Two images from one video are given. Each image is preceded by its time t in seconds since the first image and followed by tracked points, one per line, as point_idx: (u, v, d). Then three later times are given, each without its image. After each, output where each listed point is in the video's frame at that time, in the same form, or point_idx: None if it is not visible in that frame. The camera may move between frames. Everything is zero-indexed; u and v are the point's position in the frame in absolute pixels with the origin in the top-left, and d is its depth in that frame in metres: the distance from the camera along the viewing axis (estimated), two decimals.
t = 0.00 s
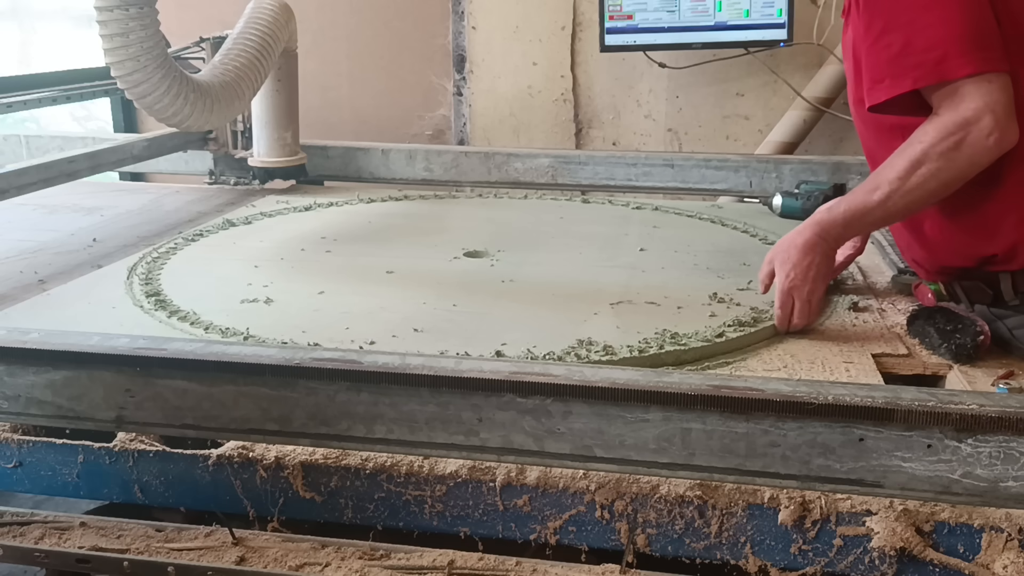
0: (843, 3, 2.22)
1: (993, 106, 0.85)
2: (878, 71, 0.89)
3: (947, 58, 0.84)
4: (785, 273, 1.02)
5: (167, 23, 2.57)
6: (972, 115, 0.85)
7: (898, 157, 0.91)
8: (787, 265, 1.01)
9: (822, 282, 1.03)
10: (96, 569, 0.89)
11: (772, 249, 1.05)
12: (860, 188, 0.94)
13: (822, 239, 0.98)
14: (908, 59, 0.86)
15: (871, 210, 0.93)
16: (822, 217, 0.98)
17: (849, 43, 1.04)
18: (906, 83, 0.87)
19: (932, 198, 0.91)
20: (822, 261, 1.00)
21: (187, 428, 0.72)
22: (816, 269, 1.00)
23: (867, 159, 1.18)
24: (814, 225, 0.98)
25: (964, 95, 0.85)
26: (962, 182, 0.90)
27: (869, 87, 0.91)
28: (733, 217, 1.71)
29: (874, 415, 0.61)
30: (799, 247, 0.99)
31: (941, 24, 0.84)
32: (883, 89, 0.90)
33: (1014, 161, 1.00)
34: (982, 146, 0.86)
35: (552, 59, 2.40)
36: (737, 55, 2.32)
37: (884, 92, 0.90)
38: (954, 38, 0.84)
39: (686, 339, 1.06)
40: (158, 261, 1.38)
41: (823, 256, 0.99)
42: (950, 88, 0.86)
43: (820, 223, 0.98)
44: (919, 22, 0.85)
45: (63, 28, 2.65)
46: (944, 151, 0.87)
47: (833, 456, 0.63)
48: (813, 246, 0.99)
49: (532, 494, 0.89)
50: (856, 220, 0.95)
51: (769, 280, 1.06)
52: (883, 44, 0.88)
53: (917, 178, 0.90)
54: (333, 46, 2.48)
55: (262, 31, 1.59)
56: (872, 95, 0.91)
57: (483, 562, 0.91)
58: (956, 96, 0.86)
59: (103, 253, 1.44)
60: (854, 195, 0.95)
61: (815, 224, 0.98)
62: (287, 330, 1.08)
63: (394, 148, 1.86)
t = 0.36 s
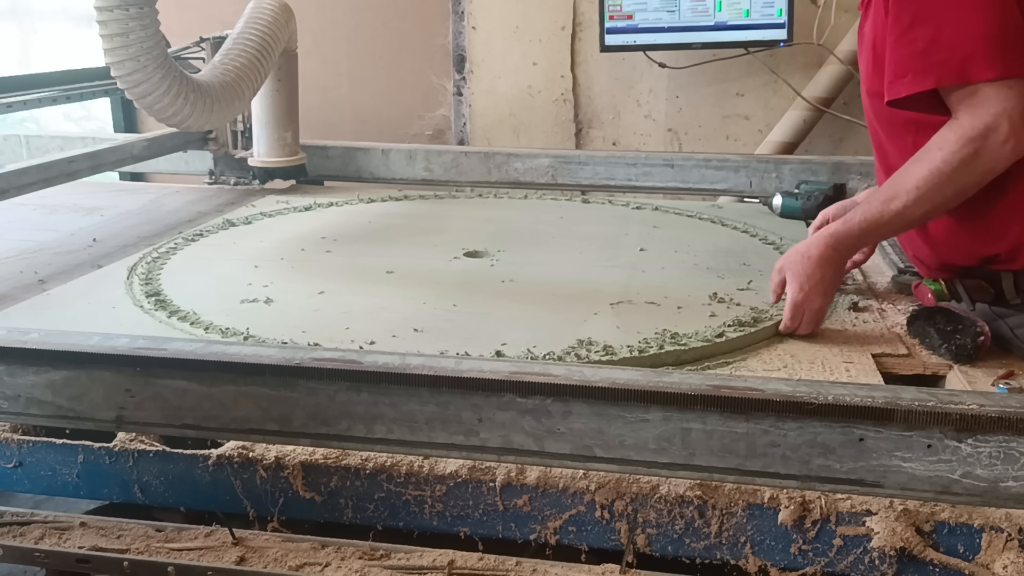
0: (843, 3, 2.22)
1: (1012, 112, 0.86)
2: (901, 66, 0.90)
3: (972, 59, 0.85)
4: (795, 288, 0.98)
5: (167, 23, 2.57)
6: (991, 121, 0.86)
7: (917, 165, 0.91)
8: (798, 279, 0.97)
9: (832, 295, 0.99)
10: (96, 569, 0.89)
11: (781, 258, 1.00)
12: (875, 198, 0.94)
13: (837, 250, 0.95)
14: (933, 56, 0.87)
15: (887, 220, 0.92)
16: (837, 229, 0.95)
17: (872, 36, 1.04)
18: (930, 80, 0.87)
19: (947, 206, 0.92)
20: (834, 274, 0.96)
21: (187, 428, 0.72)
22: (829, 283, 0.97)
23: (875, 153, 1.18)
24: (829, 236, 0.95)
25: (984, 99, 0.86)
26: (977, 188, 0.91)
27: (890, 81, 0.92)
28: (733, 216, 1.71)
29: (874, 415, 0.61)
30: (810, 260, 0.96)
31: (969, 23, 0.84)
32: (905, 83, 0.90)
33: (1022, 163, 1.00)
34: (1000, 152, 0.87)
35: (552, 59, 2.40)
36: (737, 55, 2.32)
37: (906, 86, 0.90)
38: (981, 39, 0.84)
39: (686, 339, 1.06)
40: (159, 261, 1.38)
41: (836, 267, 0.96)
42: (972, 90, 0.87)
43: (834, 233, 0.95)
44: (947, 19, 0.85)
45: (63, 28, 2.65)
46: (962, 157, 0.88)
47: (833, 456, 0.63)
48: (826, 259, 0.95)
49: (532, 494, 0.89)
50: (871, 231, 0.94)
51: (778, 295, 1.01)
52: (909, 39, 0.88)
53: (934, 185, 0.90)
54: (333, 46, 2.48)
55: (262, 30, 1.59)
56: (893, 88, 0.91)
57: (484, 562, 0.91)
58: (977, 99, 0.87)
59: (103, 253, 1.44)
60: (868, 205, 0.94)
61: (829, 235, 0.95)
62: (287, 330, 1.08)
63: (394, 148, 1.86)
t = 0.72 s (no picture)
0: (843, 3, 2.22)
1: None
2: (934, 86, 0.88)
3: (1006, 77, 0.85)
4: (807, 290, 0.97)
5: (167, 23, 2.57)
6: None
7: (947, 174, 0.91)
8: (813, 279, 0.96)
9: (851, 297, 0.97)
10: (96, 569, 0.89)
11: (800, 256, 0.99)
12: (901, 202, 0.94)
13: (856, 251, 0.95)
14: (968, 75, 0.86)
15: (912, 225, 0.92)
16: (858, 228, 0.95)
17: (884, 47, 1.03)
18: (966, 100, 0.87)
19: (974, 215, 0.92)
20: (852, 275, 0.95)
21: (187, 428, 0.72)
22: (847, 284, 0.96)
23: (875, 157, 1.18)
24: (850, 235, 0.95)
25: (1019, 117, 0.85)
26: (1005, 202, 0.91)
27: (922, 103, 0.90)
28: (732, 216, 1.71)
29: (874, 415, 0.61)
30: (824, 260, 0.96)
31: (1003, 41, 0.84)
32: (938, 104, 0.89)
33: None
34: None
35: (552, 59, 2.40)
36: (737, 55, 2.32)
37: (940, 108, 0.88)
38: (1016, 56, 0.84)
39: (686, 339, 1.06)
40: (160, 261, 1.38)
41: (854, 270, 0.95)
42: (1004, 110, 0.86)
43: (855, 234, 0.95)
44: (983, 38, 0.85)
45: (63, 28, 2.65)
46: (994, 171, 0.88)
47: (833, 456, 0.63)
48: (843, 258, 0.94)
49: (532, 494, 0.89)
50: (895, 234, 0.94)
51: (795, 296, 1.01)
52: (942, 58, 0.87)
53: (961, 196, 0.90)
54: (333, 46, 2.48)
55: (262, 31, 1.59)
56: (925, 110, 0.90)
57: (483, 562, 0.91)
58: (1011, 117, 0.86)
59: (103, 253, 1.44)
60: (893, 208, 0.94)
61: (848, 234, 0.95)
62: (287, 330, 1.08)
63: (394, 148, 1.86)
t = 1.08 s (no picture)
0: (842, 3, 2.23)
1: None
2: (928, 114, 0.92)
3: (997, 103, 0.88)
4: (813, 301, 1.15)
5: (167, 23, 2.57)
6: (1007, 174, 0.93)
7: (934, 205, 1.00)
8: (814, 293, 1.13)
9: (852, 306, 1.14)
10: (96, 569, 0.89)
11: (808, 268, 1.15)
12: (890, 229, 1.05)
13: (851, 273, 1.09)
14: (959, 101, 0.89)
15: (898, 254, 1.04)
16: (852, 253, 1.08)
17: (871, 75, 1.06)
18: (958, 126, 0.90)
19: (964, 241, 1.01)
20: (848, 292, 1.12)
21: (187, 428, 0.72)
22: (843, 300, 1.13)
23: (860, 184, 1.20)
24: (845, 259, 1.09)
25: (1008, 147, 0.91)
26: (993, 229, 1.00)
27: (914, 129, 0.94)
28: (731, 215, 1.71)
29: (874, 415, 0.61)
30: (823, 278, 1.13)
31: (991, 66, 0.88)
32: (931, 132, 0.92)
33: None
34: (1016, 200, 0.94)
35: (552, 59, 2.40)
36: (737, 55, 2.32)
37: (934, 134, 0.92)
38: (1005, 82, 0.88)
39: (686, 339, 1.06)
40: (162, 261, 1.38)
41: (850, 287, 1.11)
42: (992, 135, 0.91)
43: (849, 258, 1.08)
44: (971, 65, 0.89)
45: (63, 28, 2.65)
46: (979, 205, 0.96)
47: (833, 456, 0.63)
48: (837, 280, 1.11)
49: (532, 494, 0.89)
50: (884, 260, 1.06)
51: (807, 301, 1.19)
52: (931, 86, 0.91)
53: (946, 227, 0.99)
54: (333, 46, 2.48)
55: (262, 31, 1.59)
56: (919, 137, 0.93)
57: (483, 562, 0.91)
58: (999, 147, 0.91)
59: (103, 253, 1.44)
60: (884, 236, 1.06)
61: (842, 259, 1.09)
62: (287, 331, 1.08)
63: (394, 148, 1.86)
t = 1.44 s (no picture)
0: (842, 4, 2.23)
1: None
2: (939, 163, 0.92)
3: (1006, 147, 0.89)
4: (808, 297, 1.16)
5: (167, 23, 2.57)
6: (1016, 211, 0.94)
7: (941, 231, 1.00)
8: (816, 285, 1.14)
9: (848, 306, 1.15)
10: (96, 569, 0.89)
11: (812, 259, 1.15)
12: (893, 241, 1.05)
13: (852, 273, 1.09)
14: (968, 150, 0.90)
15: (901, 264, 1.04)
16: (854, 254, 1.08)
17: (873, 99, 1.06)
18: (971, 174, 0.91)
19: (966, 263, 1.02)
20: (844, 292, 1.12)
21: (187, 428, 0.72)
22: (838, 296, 1.13)
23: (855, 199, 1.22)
24: (850, 258, 1.08)
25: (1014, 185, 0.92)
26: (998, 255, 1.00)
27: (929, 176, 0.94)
28: (731, 215, 1.71)
29: (874, 415, 0.61)
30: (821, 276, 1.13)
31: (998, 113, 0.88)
32: (943, 180, 0.92)
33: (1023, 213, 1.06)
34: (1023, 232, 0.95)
35: (552, 59, 2.40)
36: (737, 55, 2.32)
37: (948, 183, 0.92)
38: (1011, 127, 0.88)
39: (687, 339, 1.06)
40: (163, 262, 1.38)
41: (846, 285, 1.11)
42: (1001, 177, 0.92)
43: (853, 259, 1.08)
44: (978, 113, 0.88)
45: (63, 28, 2.65)
46: (984, 237, 0.96)
47: (833, 456, 0.63)
48: (837, 279, 1.11)
49: (532, 494, 0.89)
50: (886, 267, 1.06)
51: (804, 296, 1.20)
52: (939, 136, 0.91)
53: (949, 252, 1.00)
54: (333, 47, 2.48)
55: (262, 31, 1.59)
56: (933, 184, 0.94)
57: (484, 562, 0.91)
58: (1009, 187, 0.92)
59: (103, 253, 1.44)
60: (889, 242, 1.05)
61: (845, 259, 1.09)
62: (287, 331, 1.08)
63: (394, 148, 1.86)
